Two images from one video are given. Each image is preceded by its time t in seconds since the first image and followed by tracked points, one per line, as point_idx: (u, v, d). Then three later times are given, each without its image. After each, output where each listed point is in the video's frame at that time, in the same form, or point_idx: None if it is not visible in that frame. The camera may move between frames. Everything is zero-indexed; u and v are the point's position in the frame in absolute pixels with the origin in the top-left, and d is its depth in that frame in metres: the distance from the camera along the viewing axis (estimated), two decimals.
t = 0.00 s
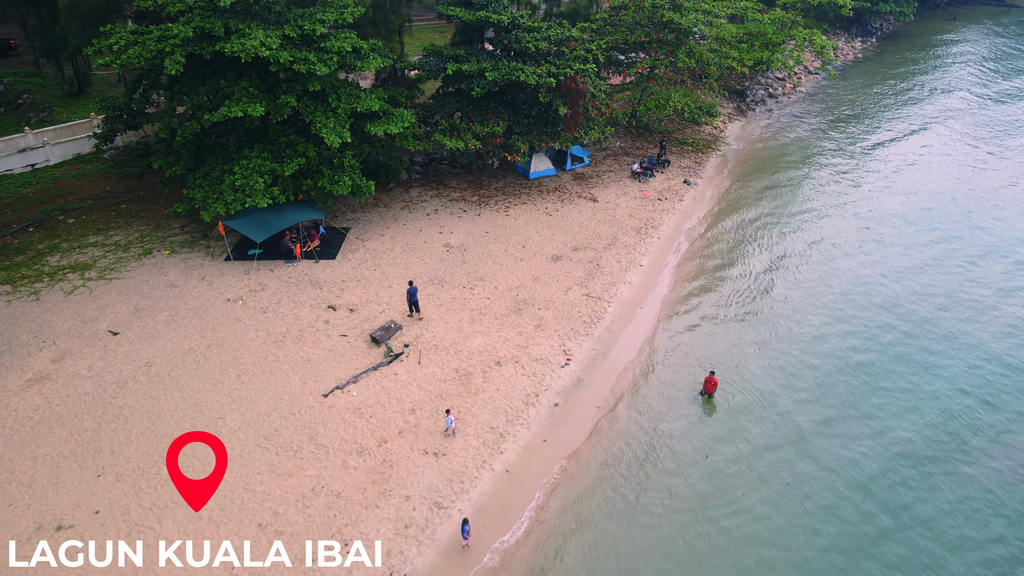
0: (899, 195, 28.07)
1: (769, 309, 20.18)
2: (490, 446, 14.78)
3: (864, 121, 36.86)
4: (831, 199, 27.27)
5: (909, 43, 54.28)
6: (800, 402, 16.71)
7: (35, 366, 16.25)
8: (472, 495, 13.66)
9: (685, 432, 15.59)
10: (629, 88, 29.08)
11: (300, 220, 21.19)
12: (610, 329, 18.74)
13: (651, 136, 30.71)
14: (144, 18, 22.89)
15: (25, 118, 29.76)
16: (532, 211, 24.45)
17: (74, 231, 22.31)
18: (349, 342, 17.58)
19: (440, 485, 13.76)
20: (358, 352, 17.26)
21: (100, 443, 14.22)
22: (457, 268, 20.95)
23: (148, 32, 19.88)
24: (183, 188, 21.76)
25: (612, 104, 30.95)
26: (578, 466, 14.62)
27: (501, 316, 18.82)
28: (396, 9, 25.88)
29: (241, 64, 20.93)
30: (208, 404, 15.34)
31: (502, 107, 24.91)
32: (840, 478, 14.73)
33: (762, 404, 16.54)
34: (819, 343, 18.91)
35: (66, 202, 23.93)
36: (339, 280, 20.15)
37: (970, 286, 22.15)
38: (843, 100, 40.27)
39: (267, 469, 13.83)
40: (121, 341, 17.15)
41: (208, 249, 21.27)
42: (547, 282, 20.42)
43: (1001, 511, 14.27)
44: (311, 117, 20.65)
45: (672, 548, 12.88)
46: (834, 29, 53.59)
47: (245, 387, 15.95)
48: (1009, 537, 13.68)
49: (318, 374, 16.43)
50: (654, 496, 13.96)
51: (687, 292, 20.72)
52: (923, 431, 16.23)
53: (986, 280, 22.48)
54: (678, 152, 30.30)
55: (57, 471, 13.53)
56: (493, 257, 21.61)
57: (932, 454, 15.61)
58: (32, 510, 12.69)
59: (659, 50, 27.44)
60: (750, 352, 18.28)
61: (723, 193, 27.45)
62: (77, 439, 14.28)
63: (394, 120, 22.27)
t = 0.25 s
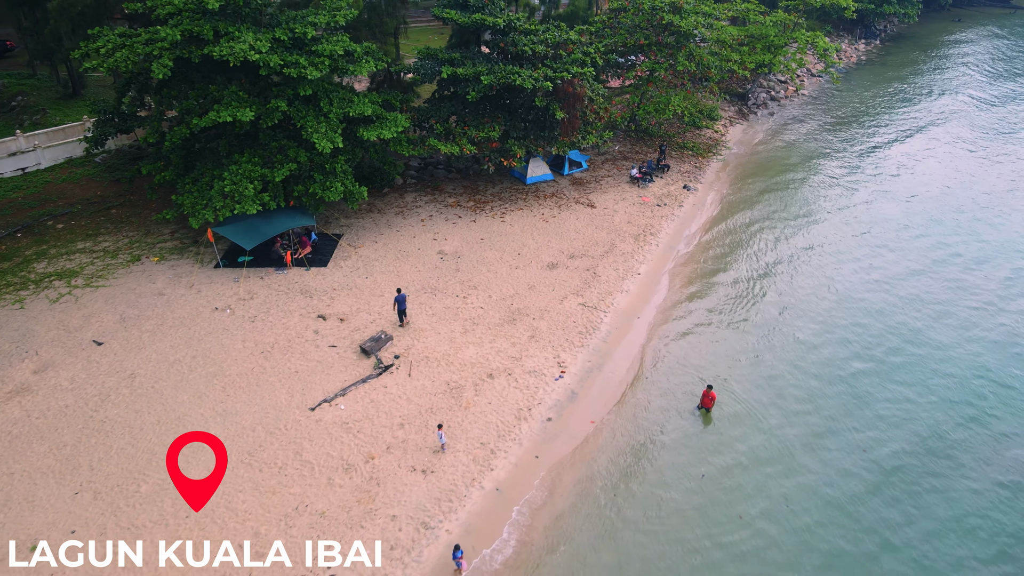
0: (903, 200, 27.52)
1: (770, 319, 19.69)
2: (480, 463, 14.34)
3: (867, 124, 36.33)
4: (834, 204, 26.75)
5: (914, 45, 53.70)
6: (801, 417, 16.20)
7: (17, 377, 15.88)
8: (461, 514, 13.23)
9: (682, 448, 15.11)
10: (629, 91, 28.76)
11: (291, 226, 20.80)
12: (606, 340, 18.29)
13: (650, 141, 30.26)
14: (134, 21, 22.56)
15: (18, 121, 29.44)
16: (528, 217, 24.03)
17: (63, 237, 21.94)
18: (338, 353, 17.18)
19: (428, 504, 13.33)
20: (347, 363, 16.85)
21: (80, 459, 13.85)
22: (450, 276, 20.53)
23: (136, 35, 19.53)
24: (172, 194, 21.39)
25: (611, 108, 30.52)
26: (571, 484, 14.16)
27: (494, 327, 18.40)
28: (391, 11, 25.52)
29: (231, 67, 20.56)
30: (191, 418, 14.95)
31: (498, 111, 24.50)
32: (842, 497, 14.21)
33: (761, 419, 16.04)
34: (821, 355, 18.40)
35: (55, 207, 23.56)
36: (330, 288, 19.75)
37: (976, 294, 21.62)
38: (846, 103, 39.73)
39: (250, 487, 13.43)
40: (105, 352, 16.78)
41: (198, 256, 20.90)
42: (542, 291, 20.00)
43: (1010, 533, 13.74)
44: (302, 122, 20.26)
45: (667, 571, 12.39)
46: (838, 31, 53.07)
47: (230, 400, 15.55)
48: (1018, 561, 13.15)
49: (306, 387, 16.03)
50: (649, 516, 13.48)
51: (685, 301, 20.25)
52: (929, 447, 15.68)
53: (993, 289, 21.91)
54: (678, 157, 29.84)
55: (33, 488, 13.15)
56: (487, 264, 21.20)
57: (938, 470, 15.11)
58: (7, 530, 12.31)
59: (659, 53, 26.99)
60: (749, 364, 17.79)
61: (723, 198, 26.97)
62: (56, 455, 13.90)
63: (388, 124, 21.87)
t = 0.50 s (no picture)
0: (907, 204, 27.06)
1: (770, 327, 19.29)
2: (471, 478, 13.98)
3: (871, 127, 35.84)
4: (836, 209, 26.31)
5: (918, 46, 53.18)
6: (801, 430, 15.78)
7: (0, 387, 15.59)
8: (450, 531, 12.87)
9: (679, 463, 14.72)
10: (628, 93, 28.34)
11: (283, 232, 20.47)
12: (602, 350, 17.93)
13: (650, 144, 29.88)
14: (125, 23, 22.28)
15: (12, 123, 29.18)
16: (525, 222, 23.68)
17: (53, 241, 21.65)
18: (329, 362, 16.85)
19: (416, 520, 12.99)
20: (337, 373, 16.52)
21: (61, 472, 13.54)
22: (444, 283, 20.19)
23: (126, 37, 19.23)
24: (163, 199, 21.08)
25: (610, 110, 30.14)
26: (564, 500, 13.78)
27: (488, 335, 18.05)
28: (386, 13, 25.26)
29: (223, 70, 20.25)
30: (176, 430, 14.63)
31: (494, 115, 24.17)
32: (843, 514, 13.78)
33: (760, 433, 15.64)
34: (822, 365, 17.98)
35: (46, 211, 23.27)
36: (321, 295, 19.42)
37: (981, 301, 21.19)
38: (848, 105, 39.29)
39: (234, 502, 13.09)
40: (91, 361, 16.49)
41: (189, 261, 20.60)
42: (537, 298, 19.64)
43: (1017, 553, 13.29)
44: (294, 125, 19.94)
45: None
46: (840, 32, 52.64)
47: (216, 411, 15.22)
48: None
49: (294, 397, 15.70)
50: (644, 533, 13.09)
51: (684, 309, 19.87)
52: (933, 462, 15.24)
53: (999, 296, 21.43)
54: (678, 160, 29.44)
55: (13, 503, 12.85)
56: (482, 271, 20.85)
57: (941, 484, 14.70)
58: None
59: (658, 56, 26.61)
60: (748, 375, 17.39)
61: (723, 203, 26.57)
62: (37, 468, 13.60)
63: (381, 128, 21.55)
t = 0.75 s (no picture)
0: (910, 210, 26.59)
1: (769, 338, 18.88)
2: (460, 495, 13.59)
3: (874, 130, 35.35)
4: (838, 215, 25.86)
5: (921, 47, 52.67)
6: (800, 446, 15.35)
7: None
8: (437, 551, 12.50)
9: (674, 479, 14.31)
10: (626, 96, 27.93)
11: (273, 238, 20.11)
12: (597, 360, 17.52)
13: (649, 148, 29.46)
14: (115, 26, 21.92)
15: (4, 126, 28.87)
16: (521, 228, 23.30)
17: (40, 247, 21.30)
18: (317, 374, 16.46)
19: (402, 540, 12.60)
20: (325, 384, 16.15)
21: (39, 488, 13.18)
22: (437, 291, 19.81)
23: (113, 40, 18.86)
24: (152, 204, 20.71)
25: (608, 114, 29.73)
26: (555, 518, 13.39)
27: (481, 345, 17.66)
28: (381, 15, 25.08)
29: (212, 74, 19.89)
30: (158, 444, 14.26)
31: (490, 118, 23.80)
32: (844, 533, 13.33)
33: (758, 448, 15.21)
34: (822, 377, 17.55)
35: (35, 215, 22.93)
36: (312, 303, 19.06)
37: (985, 309, 20.72)
38: (851, 108, 38.82)
39: (215, 520, 12.72)
40: (74, 371, 16.13)
41: (177, 268, 20.25)
42: (532, 307, 19.26)
43: None
44: (285, 130, 19.59)
45: None
46: (843, 34, 52.26)
47: (200, 424, 14.85)
48: None
49: (281, 410, 15.33)
50: (638, 553, 12.67)
51: (681, 319, 19.46)
52: (936, 478, 14.79)
53: (1005, 305, 20.94)
54: (678, 164, 29.00)
55: None
56: (476, 278, 20.47)
57: (945, 501, 14.25)
58: None
59: (657, 59, 26.20)
60: (746, 387, 16.98)
61: (723, 208, 26.14)
62: (14, 484, 13.24)
63: (374, 132, 21.20)
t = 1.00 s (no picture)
0: (913, 215, 26.19)
1: (768, 347, 18.53)
2: (449, 509, 13.27)
3: (876, 133, 34.94)
4: (839, 220, 25.49)
5: (925, 49, 52.20)
6: (799, 460, 15.01)
7: None
8: (425, 568, 12.17)
9: (669, 494, 13.97)
10: (625, 99, 27.57)
11: (264, 243, 19.80)
12: (592, 370, 17.19)
13: (648, 151, 29.13)
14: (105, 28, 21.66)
15: None
16: (517, 233, 22.96)
17: (30, 251, 21.02)
18: (306, 383, 16.15)
19: (389, 557, 12.29)
20: (314, 394, 15.83)
21: (18, 502, 12.89)
22: (430, 298, 19.49)
23: (102, 42, 18.57)
24: (141, 209, 20.42)
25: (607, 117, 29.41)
26: (547, 534, 13.06)
27: (474, 354, 17.34)
28: (376, 17, 24.78)
29: (203, 77, 19.60)
30: (142, 456, 13.97)
31: (486, 122, 23.48)
32: (843, 551, 12.97)
33: (755, 462, 14.86)
34: (822, 388, 17.20)
35: (25, 219, 22.65)
36: (303, 310, 18.75)
37: (989, 318, 20.34)
38: (853, 111, 38.41)
39: (198, 536, 12.41)
40: (59, 380, 15.85)
41: (167, 274, 19.96)
42: (526, 314, 18.93)
43: None
44: (276, 134, 19.31)
45: None
46: (845, 36, 51.83)
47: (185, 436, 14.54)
48: None
49: (268, 421, 15.02)
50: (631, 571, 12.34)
51: (679, 327, 19.12)
52: (938, 494, 14.43)
53: (1009, 313, 20.56)
54: (677, 168, 28.65)
55: None
56: (470, 284, 20.16)
57: (947, 518, 13.89)
58: None
59: (656, 61, 25.88)
60: (744, 399, 16.64)
61: (722, 212, 25.79)
62: None
63: (367, 135, 20.91)
